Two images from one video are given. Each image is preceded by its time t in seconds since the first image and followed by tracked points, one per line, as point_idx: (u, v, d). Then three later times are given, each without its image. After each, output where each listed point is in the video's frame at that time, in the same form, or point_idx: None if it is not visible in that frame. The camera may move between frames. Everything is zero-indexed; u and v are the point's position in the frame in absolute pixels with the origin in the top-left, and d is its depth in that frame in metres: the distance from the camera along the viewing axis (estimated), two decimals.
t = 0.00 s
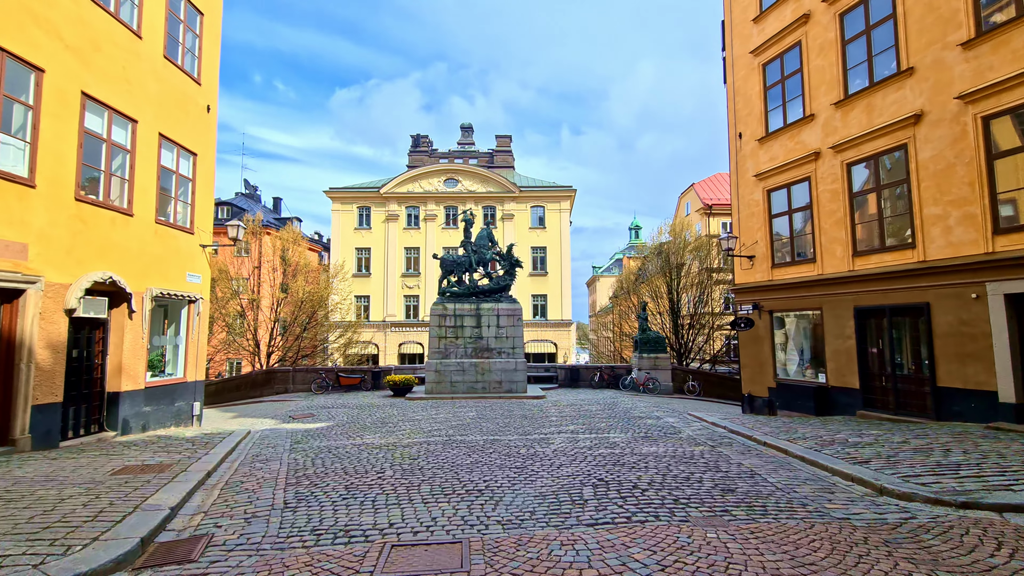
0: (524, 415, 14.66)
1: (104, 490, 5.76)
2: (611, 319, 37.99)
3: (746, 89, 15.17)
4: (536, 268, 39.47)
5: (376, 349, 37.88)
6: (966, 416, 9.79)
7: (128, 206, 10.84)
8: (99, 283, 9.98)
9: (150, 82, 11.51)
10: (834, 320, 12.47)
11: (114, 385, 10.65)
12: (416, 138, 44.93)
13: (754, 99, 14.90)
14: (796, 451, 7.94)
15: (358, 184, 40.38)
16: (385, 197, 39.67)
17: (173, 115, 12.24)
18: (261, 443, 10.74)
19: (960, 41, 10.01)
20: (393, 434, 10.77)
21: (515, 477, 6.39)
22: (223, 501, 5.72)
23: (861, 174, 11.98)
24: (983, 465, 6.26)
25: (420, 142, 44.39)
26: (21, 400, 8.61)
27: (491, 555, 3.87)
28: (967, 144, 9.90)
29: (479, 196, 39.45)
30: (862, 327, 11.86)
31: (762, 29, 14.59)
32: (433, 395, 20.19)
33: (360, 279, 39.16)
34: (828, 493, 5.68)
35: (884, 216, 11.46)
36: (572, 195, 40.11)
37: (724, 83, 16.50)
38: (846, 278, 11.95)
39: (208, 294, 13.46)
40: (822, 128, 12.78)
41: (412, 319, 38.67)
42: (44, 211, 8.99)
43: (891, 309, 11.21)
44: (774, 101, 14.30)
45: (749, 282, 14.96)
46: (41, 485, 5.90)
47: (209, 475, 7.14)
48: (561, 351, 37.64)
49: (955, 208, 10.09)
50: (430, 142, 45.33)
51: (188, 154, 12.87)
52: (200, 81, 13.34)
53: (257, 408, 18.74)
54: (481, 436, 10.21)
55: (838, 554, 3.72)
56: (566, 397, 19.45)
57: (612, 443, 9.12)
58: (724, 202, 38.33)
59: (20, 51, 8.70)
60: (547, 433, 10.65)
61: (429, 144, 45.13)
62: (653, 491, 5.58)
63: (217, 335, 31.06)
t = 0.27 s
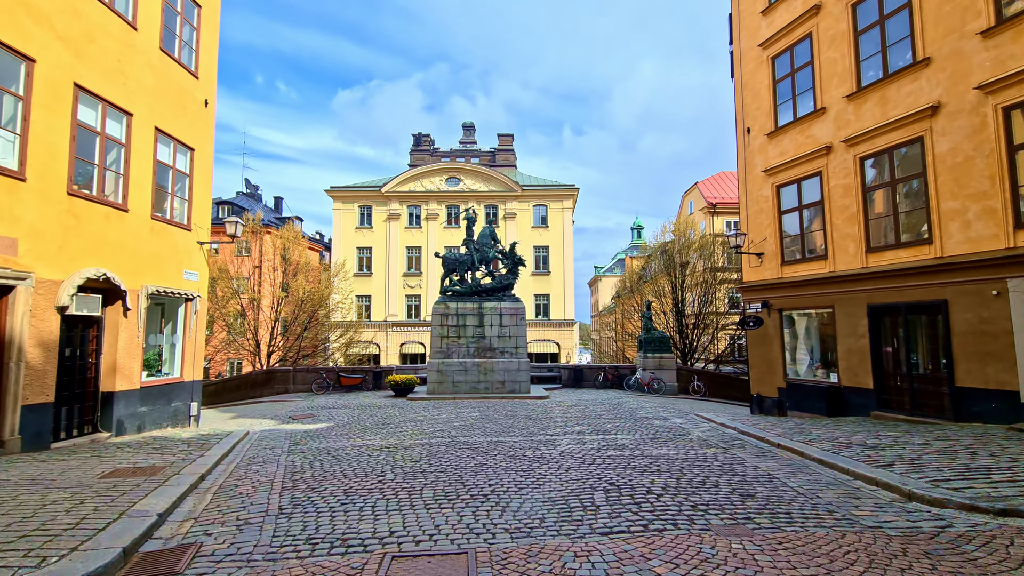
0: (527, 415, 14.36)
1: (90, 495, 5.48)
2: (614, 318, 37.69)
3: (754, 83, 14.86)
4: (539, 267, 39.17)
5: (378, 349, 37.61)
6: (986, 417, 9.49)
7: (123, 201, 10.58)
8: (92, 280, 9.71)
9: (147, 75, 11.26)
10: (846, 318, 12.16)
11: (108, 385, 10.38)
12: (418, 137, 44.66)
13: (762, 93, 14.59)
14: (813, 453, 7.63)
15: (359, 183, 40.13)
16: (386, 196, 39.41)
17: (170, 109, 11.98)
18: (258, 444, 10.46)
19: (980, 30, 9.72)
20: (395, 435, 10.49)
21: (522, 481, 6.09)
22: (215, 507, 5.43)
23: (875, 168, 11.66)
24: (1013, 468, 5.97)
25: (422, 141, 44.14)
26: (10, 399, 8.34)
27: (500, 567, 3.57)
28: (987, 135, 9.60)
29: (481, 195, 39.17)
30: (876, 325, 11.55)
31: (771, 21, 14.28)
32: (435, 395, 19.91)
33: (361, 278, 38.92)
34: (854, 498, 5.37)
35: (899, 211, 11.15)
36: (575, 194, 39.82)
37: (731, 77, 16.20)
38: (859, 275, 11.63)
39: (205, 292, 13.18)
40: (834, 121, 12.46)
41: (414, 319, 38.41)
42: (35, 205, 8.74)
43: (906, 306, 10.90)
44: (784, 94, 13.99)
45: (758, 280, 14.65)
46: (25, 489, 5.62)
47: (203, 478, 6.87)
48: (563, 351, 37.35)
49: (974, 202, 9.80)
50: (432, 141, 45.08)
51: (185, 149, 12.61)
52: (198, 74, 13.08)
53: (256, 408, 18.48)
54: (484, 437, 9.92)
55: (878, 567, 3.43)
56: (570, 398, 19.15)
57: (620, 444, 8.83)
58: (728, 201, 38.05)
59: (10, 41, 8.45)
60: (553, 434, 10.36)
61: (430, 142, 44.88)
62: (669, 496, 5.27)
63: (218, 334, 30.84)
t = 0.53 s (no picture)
0: (532, 418, 14.04)
1: (73, 504, 5.18)
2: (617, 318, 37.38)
3: (763, 78, 14.54)
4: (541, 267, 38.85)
5: (379, 350, 37.33)
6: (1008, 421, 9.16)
7: (118, 198, 10.30)
8: (84, 279, 9.44)
9: (142, 69, 10.98)
10: (860, 319, 11.82)
11: (102, 387, 10.10)
12: (419, 136, 44.37)
13: (772, 88, 14.27)
14: (832, 459, 7.31)
15: (360, 183, 39.86)
16: (387, 195, 39.14)
17: (166, 104, 11.71)
18: (255, 448, 10.16)
19: (1001, 20, 9.40)
20: (396, 439, 10.18)
21: (529, 490, 5.79)
22: (205, 517, 5.14)
23: (890, 163, 11.34)
24: None
25: (424, 140, 43.85)
26: None
27: None
28: (1009, 129, 9.29)
29: (483, 194, 38.87)
30: (891, 326, 11.22)
31: (780, 15, 13.95)
32: (437, 397, 19.60)
33: (362, 278, 38.64)
34: (885, 510, 5.05)
35: (915, 208, 10.83)
36: (578, 193, 39.50)
37: (740, 72, 15.87)
38: (874, 274, 11.29)
39: (202, 292, 12.89)
40: (847, 116, 12.14)
41: (415, 319, 38.12)
42: (24, 201, 8.47)
43: (924, 307, 10.56)
44: (794, 89, 13.67)
45: (767, 279, 14.33)
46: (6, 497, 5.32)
47: (196, 485, 6.58)
48: (566, 352, 37.03)
49: (996, 198, 9.49)
50: (433, 140, 44.79)
51: (182, 145, 12.32)
52: (195, 69, 12.81)
53: (256, 410, 18.21)
54: (488, 441, 9.61)
55: None
56: (574, 399, 18.83)
57: (630, 449, 8.51)
58: (733, 200, 37.71)
59: None
60: (559, 438, 10.04)
61: (432, 142, 44.59)
62: (687, 508, 4.96)
63: (218, 335, 30.59)
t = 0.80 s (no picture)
0: (537, 419, 13.75)
1: (58, 512, 4.89)
2: (620, 318, 37.06)
3: (774, 72, 14.23)
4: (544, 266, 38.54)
5: (381, 350, 37.06)
6: None
7: (113, 194, 10.04)
8: (79, 276, 9.17)
9: (139, 62, 10.72)
10: (875, 318, 11.51)
11: (96, 388, 9.82)
12: (421, 135, 44.09)
13: (783, 82, 13.96)
14: (855, 464, 7.01)
15: (362, 182, 39.59)
16: (389, 194, 38.87)
17: (164, 98, 11.44)
18: (254, 450, 9.86)
19: None
20: (399, 441, 9.87)
21: (541, 497, 5.48)
22: (198, 527, 4.84)
23: (907, 158, 11.03)
24: None
25: (426, 139, 43.59)
26: None
27: None
28: None
29: (486, 193, 38.58)
30: (909, 325, 10.90)
31: (792, 7, 13.64)
32: (439, 398, 19.32)
33: (364, 278, 38.37)
34: (923, 520, 4.74)
35: (934, 204, 10.52)
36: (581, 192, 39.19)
37: (749, 67, 15.55)
38: (891, 272, 10.98)
39: (201, 290, 12.62)
40: (862, 110, 11.82)
41: (417, 319, 37.84)
42: (16, 196, 8.20)
43: (943, 306, 10.25)
44: (806, 83, 13.36)
45: (778, 277, 14.00)
46: None
47: (190, 491, 6.29)
48: (569, 352, 36.73)
49: (1020, 193, 9.19)
50: (436, 139, 44.53)
51: (181, 140, 12.06)
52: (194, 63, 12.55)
53: (256, 411, 17.94)
54: (495, 444, 9.32)
55: None
56: (579, 400, 18.53)
57: (643, 453, 8.21)
58: (737, 199, 37.39)
59: None
60: (567, 440, 9.73)
61: (434, 140, 44.32)
62: (711, 517, 4.65)
63: (218, 334, 30.32)
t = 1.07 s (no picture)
0: (543, 422, 13.42)
1: (41, 525, 4.60)
2: (624, 319, 36.74)
3: (786, 66, 13.90)
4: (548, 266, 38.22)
5: (383, 351, 36.79)
6: None
7: (109, 190, 9.77)
8: (73, 275, 8.91)
9: (136, 55, 10.46)
10: (892, 318, 11.18)
11: (92, 390, 9.55)
12: (424, 134, 43.85)
13: (795, 77, 13.63)
14: (881, 471, 6.68)
15: (365, 181, 39.37)
16: (392, 193, 38.62)
17: (162, 93, 11.18)
18: (254, 455, 9.57)
19: None
20: (402, 445, 9.57)
21: (553, 509, 5.16)
22: (188, 542, 4.54)
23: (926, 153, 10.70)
24: None
25: (429, 138, 43.32)
26: None
27: None
28: None
29: (489, 193, 38.30)
30: (928, 326, 10.57)
31: None
32: (443, 399, 19.02)
33: (366, 278, 38.12)
34: (966, 535, 4.42)
35: (954, 201, 10.19)
36: (585, 191, 38.88)
37: (759, 62, 15.22)
38: (910, 271, 10.64)
39: (200, 290, 12.35)
40: (878, 104, 11.50)
41: (420, 320, 37.56)
42: (7, 192, 7.93)
43: (965, 306, 9.90)
44: (819, 77, 13.03)
45: (791, 276, 13.67)
46: None
47: (184, 500, 5.99)
48: (573, 353, 36.41)
49: None
50: (438, 139, 44.27)
51: (179, 136, 11.79)
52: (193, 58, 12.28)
53: (257, 413, 17.70)
54: (501, 449, 9.00)
55: None
56: (585, 402, 18.21)
57: (656, 459, 7.87)
58: (743, 198, 37.06)
59: None
60: (576, 445, 9.42)
61: (437, 140, 44.06)
62: (738, 532, 4.33)
63: (220, 335, 30.09)
